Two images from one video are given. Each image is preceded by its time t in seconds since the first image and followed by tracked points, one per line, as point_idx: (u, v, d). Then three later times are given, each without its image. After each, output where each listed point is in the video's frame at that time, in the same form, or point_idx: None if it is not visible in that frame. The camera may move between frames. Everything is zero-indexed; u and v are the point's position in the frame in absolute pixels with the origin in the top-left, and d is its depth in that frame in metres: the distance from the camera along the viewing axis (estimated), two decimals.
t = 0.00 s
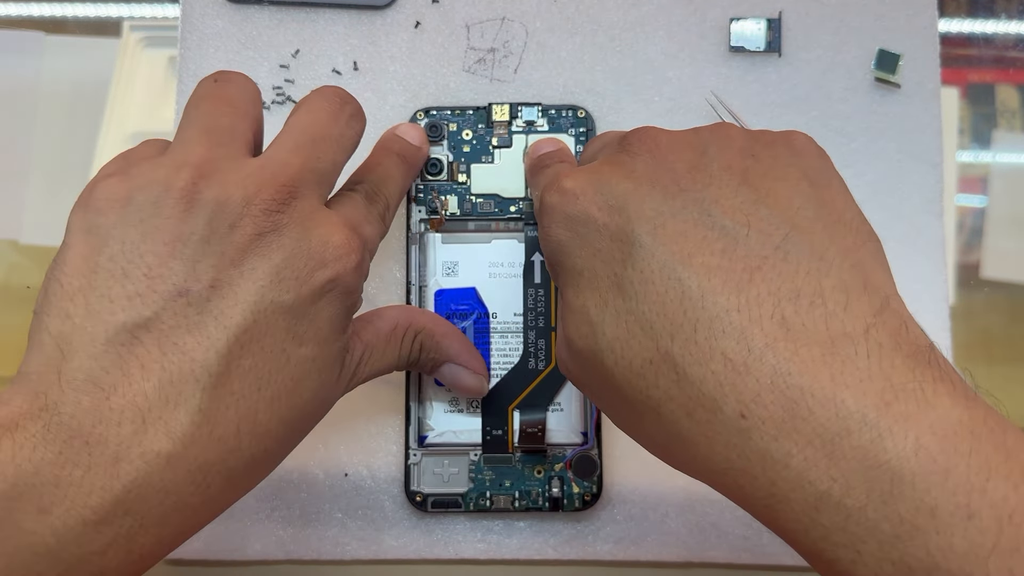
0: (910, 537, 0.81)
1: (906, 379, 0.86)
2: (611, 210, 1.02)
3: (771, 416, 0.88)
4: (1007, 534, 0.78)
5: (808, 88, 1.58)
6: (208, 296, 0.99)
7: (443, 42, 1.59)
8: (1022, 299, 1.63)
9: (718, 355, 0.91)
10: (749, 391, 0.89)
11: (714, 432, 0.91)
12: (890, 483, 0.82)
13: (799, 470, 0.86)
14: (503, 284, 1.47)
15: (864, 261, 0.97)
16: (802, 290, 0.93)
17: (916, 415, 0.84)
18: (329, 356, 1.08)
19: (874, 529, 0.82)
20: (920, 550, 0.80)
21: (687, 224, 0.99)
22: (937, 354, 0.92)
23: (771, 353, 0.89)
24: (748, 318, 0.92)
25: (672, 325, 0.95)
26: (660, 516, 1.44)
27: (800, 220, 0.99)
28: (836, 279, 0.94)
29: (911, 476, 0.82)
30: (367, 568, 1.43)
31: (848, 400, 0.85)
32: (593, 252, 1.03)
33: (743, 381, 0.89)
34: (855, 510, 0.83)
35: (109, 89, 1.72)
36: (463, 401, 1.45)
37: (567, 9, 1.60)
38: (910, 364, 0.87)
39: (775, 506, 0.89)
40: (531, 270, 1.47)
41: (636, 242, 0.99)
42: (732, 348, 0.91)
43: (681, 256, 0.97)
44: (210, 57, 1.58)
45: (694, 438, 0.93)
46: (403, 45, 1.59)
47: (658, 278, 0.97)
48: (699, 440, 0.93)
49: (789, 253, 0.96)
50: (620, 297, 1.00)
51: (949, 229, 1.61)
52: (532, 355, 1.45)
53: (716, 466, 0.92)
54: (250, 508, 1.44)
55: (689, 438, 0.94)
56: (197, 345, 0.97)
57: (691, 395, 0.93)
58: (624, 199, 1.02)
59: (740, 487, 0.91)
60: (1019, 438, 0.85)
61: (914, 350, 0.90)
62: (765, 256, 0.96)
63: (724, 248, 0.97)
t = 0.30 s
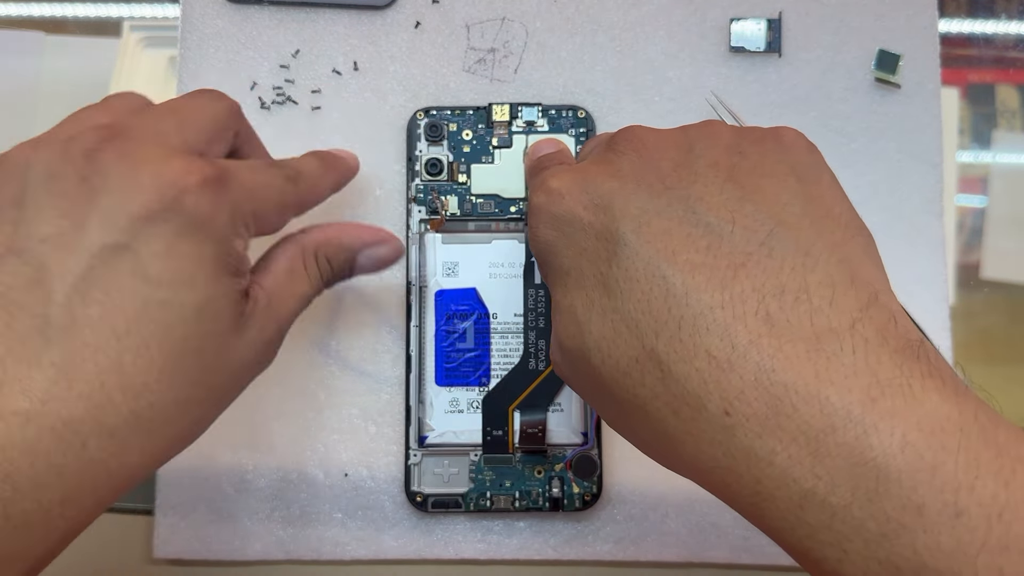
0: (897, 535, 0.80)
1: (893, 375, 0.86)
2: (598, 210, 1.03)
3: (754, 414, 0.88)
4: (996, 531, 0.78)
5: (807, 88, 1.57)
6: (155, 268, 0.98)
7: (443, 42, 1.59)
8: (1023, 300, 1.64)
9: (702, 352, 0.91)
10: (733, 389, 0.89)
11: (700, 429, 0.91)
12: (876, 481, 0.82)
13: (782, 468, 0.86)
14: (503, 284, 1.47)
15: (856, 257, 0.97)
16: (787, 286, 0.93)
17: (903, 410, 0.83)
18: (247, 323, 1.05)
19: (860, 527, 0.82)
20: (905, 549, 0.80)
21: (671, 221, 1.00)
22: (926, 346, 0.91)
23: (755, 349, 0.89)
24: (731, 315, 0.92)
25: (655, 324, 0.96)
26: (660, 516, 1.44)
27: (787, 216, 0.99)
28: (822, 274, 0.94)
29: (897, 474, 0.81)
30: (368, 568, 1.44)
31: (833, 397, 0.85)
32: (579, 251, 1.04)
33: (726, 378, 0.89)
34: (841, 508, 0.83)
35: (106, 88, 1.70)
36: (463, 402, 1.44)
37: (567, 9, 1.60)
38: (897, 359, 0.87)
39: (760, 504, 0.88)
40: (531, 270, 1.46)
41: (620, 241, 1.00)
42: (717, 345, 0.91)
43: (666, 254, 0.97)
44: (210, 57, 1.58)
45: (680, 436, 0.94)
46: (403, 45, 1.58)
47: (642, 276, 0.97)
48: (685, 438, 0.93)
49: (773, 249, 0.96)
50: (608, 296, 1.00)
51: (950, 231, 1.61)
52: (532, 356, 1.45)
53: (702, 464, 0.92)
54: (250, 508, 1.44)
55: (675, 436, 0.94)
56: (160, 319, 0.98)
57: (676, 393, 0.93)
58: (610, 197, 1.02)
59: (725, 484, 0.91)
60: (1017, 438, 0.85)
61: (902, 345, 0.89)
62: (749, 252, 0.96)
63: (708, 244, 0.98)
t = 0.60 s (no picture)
0: (898, 529, 0.80)
1: (897, 369, 0.86)
2: (605, 200, 1.03)
3: (759, 406, 0.87)
4: (998, 526, 0.78)
5: (806, 88, 1.57)
6: (257, 153, 1.11)
7: (443, 42, 1.59)
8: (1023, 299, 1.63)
9: (707, 344, 0.91)
10: (737, 380, 0.89)
11: (702, 421, 0.91)
12: (878, 473, 0.82)
13: (786, 460, 0.85)
14: (503, 284, 1.47)
15: (859, 252, 0.97)
16: (793, 279, 0.93)
17: (906, 404, 0.84)
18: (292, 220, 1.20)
19: (861, 520, 0.82)
20: (907, 542, 0.80)
21: (679, 213, 1.00)
22: (930, 344, 0.92)
23: (759, 341, 0.89)
24: (737, 306, 0.92)
25: (660, 313, 0.95)
26: (659, 516, 1.44)
27: (794, 210, 0.99)
28: (827, 269, 0.94)
29: (900, 467, 0.81)
30: (368, 568, 1.44)
31: (837, 389, 0.85)
32: (585, 239, 1.03)
33: (731, 369, 0.89)
34: (843, 500, 0.83)
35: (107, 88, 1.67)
36: (463, 402, 1.44)
37: (567, 8, 1.60)
38: (902, 353, 0.88)
39: (762, 496, 0.88)
40: (531, 270, 1.47)
41: (628, 231, 1.00)
42: (721, 337, 0.91)
43: (672, 245, 0.97)
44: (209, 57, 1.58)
45: (682, 427, 0.93)
46: (403, 45, 1.58)
47: (649, 265, 0.97)
48: (687, 429, 0.92)
49: (780, 243, 0.96)
50: (611, 284, 1.00)
51: (950, 228, 1.64)
52: (532, 356, 1.45)
53: (705, 456, 0.92)
54: (250, 507, 1.44)
55: (678, 429, 0.94)
56: (252, 197, 1.10)
57: (679, 384, 0.92)
58: (618, 186, 1.02)
59: (728, 477, 0.91)
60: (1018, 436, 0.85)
61: (907, 341, 0.90)
62: (756, 245, 0.96)
63: (715, 237, 0.97)
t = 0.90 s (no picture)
0: (899, 531, 0.80)
1: (899, 373, 0.86)
2: (611, 200, 1.03)
3: (761, 406, 0.87)
4: (1001, 529, 0.78)
5: (807, 88, 1.57)
6: (286, 126, 1.11)
7: (443, 42, 1.59)
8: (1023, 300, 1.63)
9: (710, 344, 0.91)
10: (740, 380, 0.88)
11: (704, 422, 0.91)
12: (880, 476, 0.82)
13: (788, 461, 0.85)
14: (500, 285, 1.47)
15: (862, 253, 0.97)
16: (797, 282, 0.93)
17: (909, 408, 0.83)
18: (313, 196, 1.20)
19: (863, 522, 0.82)
20: (907, 545, 0.80)
21: (684, 214, 1.00)
22: (931, 347, 0.92)
23: (763, 343, 0.89)
24: (741, 308, 0.92)
25: (664, 313, 0.95)
26: (659, 517, 1.44)
27: (797, 213, 0.99)
28: (831, 272, 0.94)
29: (901, 471, 0.81)
30: (368, 569, 1.44)
31: (840, 391, 0.85)
32: (589, 238, 1.04)
33: (734, 371, 0.89)
34: (845, 502, 0.83)
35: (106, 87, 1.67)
36: (463, 402, 1.44)
37: (567, 8, 1.60)
38: (903, 357, 0.87)
39: (763, 497, 0.88)
40: (531, 270, 1.47)
41: (631, 230, 1.00)
42: (725, 338, 0.91)
43: (676, 246, 0.97)
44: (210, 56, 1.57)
45: (684, 427, 0.93)
46: (403, 45, 1.58)
47: (652, 266, 0.97)
48: (689, 430, 0.92)
49: (784, 247, 0.96)
50: (615, 283, 1.00)
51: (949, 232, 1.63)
52: (531, 356, 1.45)
53: (705, 456, 0.92)
54: (249, 508, 1.43)
55: (678, 428, 0.93)
56: (278, 168, 1.10)
57: (682, 385, 0.92)
58: (621, 187, 1.03)
59: (727, 477, 0.91)
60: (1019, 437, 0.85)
61: (908, 345, 0.89)
62: (760, 248, 0.96)
63: (720, 239, 0.97)
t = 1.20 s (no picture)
0: (911, 525, 0.80)
1: (911, 368, 0.86)
2: (619, 197, 1.03)
3: (774, 402, 0.87)
4: (1007, 525, 0.78)
5: (807, 88, 1.57)
6: (306, 114, 1.12)
7: (442, 42, 1.59)
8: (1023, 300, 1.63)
9: (722, 340, 0.91)
10: (753, 375, 0.89)
11: (715, 418, 0.91)
12: (893, 470, 0.82)
13: (801, 457, 0.85)
14: (503, 284, 1.47)
15: (863, 252, 0.97)
16: (807, 278, 0.93)
17: (920, 403, 0.83)
18: (324, 186, 1.19)
19: (875, 516, 0.81)
20: (920, 539, 0.79)
21: (691, 211, 1.00)
22: (941, 345, 0.91)
23: (776, 338, 0.89)
24: (752, 304, 0.92)
25: (674, 310, 0.95)
26: (660, 517, 1.44)
27: (805, 209, 0.99)
28: (841, 269, 0.94)
29: (914, 465, 0.81)
30: (368, 569, 1.44)
31: (853, 386, 0.85)
32: (599, 235, 1.04)
33: (747, 366, 0.89)
34: (859, 496, 0.82)
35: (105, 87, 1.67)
36: (463, 402, 1.44)
37: (567, 8, 1.60)
38: (914, 353, 0.87)
39: (774, 493, 0.88)
40: (531, 270, 1.47)
41: (642, 227, 1.00)
42: (737, 334, 0.91)
43: (686, 243, 0.97)
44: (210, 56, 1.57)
45: (695, 422, 0.93)
46: (403, 45, 1.58)
47: (664, 262, 0.97)
48: (700, 425, 0.92)
49: (795, 243, 0.96)
50: (625, 280, 1.00)
51: (951, 229, 1.64)
52: (532, 356, 1.45)
53: (716, 452, 0.92)
54: (251, 507, 1.43)
55: (689, 424, 0.93)
56: (296, 154, 1.10)
57: (694, 380, 0.92)
58: (630, 184, 1.03)
59: (739, 473, 0.91)
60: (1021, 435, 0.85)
61: (918, 341, 0.89)
62: (770, 245, 0.96)
63: (730, 236, 0.97)
